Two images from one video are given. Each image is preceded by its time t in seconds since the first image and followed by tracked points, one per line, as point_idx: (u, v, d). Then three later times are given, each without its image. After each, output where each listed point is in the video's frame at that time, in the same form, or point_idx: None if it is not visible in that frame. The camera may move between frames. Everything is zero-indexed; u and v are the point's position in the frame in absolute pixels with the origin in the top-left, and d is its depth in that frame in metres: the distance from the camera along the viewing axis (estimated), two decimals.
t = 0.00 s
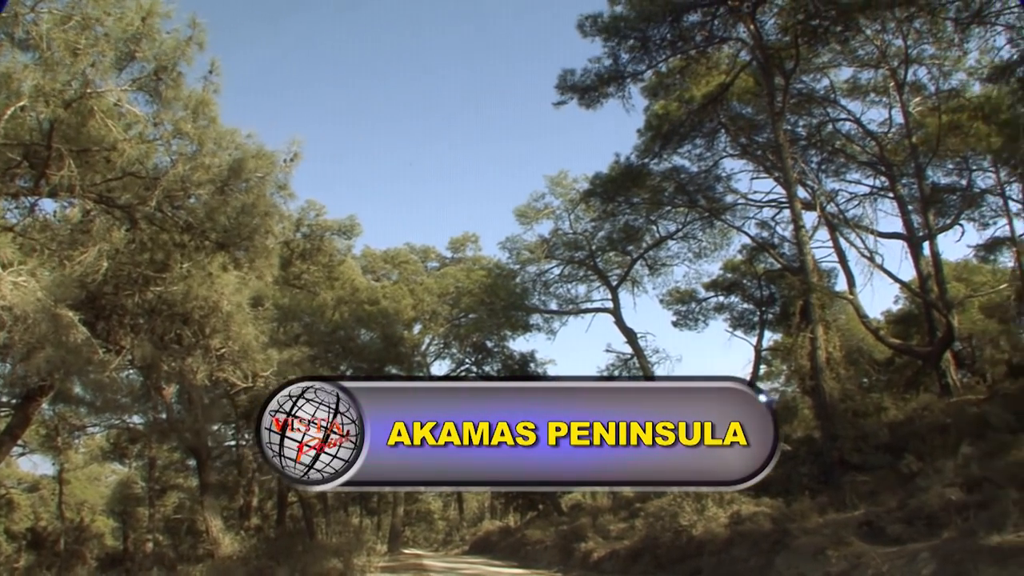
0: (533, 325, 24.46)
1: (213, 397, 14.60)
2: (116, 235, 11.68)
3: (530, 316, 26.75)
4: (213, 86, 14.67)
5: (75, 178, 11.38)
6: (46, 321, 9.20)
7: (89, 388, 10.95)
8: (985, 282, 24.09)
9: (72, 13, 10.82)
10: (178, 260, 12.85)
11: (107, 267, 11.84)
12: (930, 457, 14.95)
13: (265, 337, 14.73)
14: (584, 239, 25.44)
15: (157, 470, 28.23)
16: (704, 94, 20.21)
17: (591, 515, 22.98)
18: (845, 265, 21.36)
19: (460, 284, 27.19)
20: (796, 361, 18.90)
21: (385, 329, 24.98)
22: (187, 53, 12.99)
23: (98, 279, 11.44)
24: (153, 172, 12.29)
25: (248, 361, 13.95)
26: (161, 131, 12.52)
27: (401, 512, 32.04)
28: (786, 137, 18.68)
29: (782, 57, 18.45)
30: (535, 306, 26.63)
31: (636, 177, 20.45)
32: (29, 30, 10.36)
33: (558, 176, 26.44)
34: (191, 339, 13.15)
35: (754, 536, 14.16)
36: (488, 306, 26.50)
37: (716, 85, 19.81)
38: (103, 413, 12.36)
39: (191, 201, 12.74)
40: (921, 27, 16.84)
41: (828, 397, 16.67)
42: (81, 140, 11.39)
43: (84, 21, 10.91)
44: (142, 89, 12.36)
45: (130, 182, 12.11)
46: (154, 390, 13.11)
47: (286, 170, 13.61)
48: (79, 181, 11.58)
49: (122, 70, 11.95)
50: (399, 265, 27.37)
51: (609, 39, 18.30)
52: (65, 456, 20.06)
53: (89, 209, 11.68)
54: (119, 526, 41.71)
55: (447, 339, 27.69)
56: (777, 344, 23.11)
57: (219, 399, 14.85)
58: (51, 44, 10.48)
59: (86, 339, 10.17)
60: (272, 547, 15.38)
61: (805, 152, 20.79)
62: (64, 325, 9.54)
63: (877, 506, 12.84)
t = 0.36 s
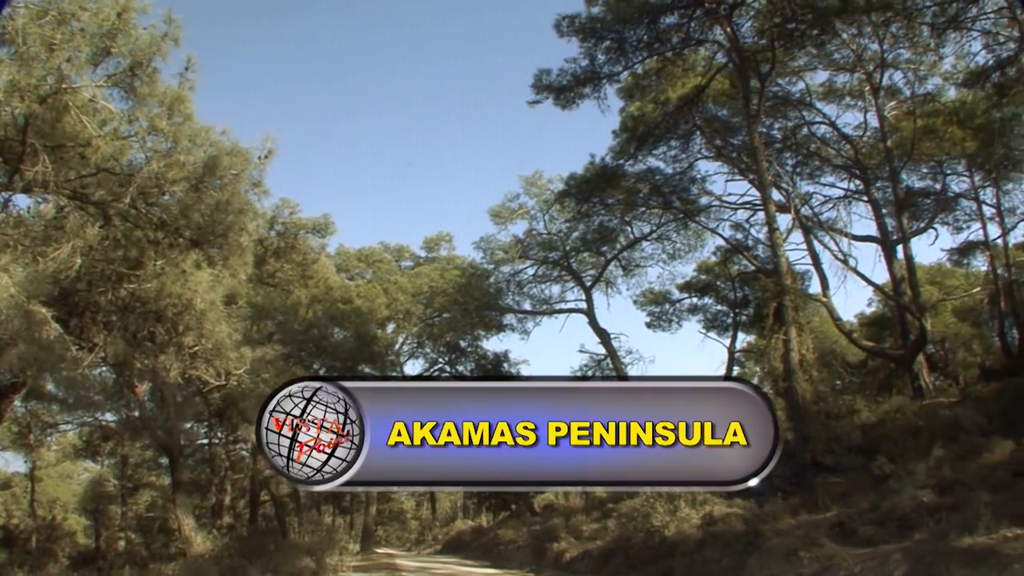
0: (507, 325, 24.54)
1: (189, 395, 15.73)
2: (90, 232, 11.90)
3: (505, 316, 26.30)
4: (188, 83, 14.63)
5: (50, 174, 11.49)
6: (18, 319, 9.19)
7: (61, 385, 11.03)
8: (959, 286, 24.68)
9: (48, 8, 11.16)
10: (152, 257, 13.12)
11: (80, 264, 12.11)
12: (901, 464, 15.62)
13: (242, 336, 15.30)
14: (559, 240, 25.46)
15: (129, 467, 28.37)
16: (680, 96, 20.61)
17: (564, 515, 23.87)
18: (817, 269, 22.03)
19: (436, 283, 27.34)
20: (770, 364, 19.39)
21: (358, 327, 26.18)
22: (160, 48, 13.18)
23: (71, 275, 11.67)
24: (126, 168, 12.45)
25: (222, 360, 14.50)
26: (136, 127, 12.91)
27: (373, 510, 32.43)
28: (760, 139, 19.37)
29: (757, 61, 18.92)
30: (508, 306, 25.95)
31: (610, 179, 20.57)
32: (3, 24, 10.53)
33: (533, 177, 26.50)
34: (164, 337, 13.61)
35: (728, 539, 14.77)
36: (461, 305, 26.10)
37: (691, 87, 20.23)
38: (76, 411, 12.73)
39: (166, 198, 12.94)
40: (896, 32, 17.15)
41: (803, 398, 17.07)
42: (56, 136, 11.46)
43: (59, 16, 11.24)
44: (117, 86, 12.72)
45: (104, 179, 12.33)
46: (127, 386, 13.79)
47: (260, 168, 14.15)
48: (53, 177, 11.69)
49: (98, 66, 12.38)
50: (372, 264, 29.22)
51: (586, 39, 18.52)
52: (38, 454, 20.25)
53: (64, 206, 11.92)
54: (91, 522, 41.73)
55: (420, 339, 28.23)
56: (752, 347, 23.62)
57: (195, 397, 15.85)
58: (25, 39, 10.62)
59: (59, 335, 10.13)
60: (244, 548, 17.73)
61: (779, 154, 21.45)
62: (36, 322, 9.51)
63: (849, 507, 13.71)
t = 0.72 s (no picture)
0: (479, 325, 24.96)
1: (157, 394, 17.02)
2: (61, 228, 12.28)
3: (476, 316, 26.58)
4: (159, 78, 14.88)
5: (22, 169, 11.68)
6: None
7: (30, 380, 11.94)
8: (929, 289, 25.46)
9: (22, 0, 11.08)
10: (123, 254, 14.14)
11: (50, 261, 12.96)
12: (871, 464, 16.27)
13: (211, 335, 17.06)
14: (531, 240, 25.70)
15: (97, 464, 28.62)
16: (654, 98, 21.04)
17: (534, 515, 24.65)
18: (790, 271, 22.48)
19: (407, 283, 28.03)
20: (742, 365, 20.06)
21: (329, 325, 27.37)
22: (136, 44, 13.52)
23: (40, 270, 12.19)
24: (99, 164, 13.08)
25: (193, 357, 16.18)
26: (109, 123, 13.25)
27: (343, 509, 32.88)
28: (732, 144, 19.78)
29: (730, 64, 19.38)
30: (479, 306, 26.28)
31: (582, 178, 21.05)
32: None
33: (506, 176, 26.55)
34: (135, 334, 15.12)
35: (697, 539, 15.35)
36: (433, 304, 26.30)
37: (665, 89, 20.76)
38: (45, 407, 14.39)
39: (138, 193, 13.64)
40: (872, 35, 17.97)
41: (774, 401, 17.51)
42: (28, 130, 11.73)
43: (34, 11, 11.22)
44: (90, 80, 12.88)
45: (76, 175, 12.67)
46: (97, 384, 15.36)
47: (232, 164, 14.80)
48: (26, 172, 11.90)
49: (71, 60, 12.42)
50: (345, 262, 29.94)
51: (560, 40, 19.10)
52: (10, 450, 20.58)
53: (35, 200, 12.10)
54: (59, 519, 41.76)
55: (392, 337, 28.90)
56: (724, 349, 24.27)
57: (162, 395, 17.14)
58: None
59: (28, 333, 10.90)
60: (213, 547, 19.53)
61: (753, 157, 21.88)
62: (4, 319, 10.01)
63: (819, 509, 14.35)
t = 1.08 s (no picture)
0: (448, 324, 25.06)
1: (126, 390, 18.21)
2: (30, 223, 12.91)
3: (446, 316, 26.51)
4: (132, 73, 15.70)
5: None
6: None
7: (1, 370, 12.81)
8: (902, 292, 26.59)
9: None
10: (94, 249, 14.90)
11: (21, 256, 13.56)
12: (839, 466, 16.76)
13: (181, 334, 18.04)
14: (501, 240, 26.11)
15: (67, 462, 28.96)
16: (626, 100, 21.62)
17: (503, 514, 25.18)
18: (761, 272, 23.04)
19: (379, 283, 28.57)
20: (712, 365, 20.90)
21: (299, 324, 28.31)
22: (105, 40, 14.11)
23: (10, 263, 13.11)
24: (68, 159, 13.34)
25: (162, 354, 17.25)
26: (80, 117, 13.87)
27: (313, 508, 33.15)
28: (703, 145, 20.11)
29: (704, 64, 19.84)
30: (450, 306, 26.15)
31: (554, 180, 21.59)
32: None
33: (477, 177, 26.94)
34: (104, 329, 16.09)
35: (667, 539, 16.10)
36: (403, 304, 26.20)
37: (638, 90, 21.12)
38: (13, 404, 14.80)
39: (109, 188, 14.24)
40: (844, 41, 18.47)
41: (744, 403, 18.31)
42: None
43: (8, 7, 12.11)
44: (61, 73, 13.47)
45: (47, 169, 13.03)
46: (66, 380, 16.04)
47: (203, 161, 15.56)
48: None
49: (43, 55, 13.20)
50: (315, 260, 31.30)
51: (535, 39, 19.17)
52: None
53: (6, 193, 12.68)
54: (27, 518, 41.90)
55: (361, 336, 29.76)
56: (695, 350, 25.11)
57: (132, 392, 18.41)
58: None
59: None
60: (183, 545, 20.62)
61: (725, 158, 22.57)
62: None
63: (789, 510, 15.08)
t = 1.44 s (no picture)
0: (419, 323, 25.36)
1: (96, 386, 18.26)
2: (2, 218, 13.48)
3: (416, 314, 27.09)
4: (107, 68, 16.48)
5: None
6: None
7: None
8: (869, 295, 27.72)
9: None
10: (63, 244, 15.24)
11: None
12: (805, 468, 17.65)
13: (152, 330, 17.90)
14: (472, 239, 26.32)
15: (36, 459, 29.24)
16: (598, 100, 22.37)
17: (472, 514, 25.65)
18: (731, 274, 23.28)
19: (348, 279, 28.02)
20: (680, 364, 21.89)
21: (269, 322, 29.03)
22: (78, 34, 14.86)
23: None
24: (40, 154, 14.06)
25: (131, 351, 17.20)
26: (51, 112, 14.53)
27: (281, 505, 33.17)
28: (673, 144, 21.48)
29: (677, 67, 21.01)
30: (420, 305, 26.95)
31: (526, 181, 22.43)
32: None
33: (449, 176, 27.21)
34: (73, 327, 16.03)
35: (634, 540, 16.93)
36: (373, 303, 26.90)
37: (611, 90, 22.11)
38: None
39: (78, 183, 14.81)
40: (816, 44, 19.17)
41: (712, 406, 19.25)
42: None
43: None
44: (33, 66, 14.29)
45: (17, 164, 13.81)
46: (36, 374, 17.06)
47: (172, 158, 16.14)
48: None
49: (15, 48, 14.08)
50: (286, 258, 31.98)
51: (509, 40, 20.21)
52: None
53: None
54: None
55: (330, 333, 29.59)
56: (664, 351, 25.93)
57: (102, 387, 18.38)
58: None
59: None
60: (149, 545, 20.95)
61: (697, 160, 23.48)
62: None
63: (757, 512, 15.93)
